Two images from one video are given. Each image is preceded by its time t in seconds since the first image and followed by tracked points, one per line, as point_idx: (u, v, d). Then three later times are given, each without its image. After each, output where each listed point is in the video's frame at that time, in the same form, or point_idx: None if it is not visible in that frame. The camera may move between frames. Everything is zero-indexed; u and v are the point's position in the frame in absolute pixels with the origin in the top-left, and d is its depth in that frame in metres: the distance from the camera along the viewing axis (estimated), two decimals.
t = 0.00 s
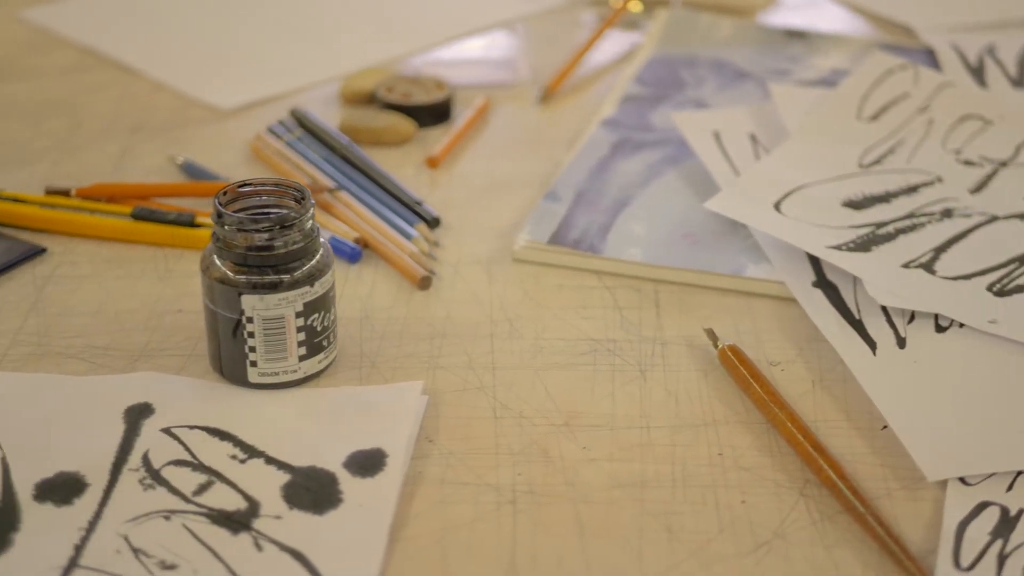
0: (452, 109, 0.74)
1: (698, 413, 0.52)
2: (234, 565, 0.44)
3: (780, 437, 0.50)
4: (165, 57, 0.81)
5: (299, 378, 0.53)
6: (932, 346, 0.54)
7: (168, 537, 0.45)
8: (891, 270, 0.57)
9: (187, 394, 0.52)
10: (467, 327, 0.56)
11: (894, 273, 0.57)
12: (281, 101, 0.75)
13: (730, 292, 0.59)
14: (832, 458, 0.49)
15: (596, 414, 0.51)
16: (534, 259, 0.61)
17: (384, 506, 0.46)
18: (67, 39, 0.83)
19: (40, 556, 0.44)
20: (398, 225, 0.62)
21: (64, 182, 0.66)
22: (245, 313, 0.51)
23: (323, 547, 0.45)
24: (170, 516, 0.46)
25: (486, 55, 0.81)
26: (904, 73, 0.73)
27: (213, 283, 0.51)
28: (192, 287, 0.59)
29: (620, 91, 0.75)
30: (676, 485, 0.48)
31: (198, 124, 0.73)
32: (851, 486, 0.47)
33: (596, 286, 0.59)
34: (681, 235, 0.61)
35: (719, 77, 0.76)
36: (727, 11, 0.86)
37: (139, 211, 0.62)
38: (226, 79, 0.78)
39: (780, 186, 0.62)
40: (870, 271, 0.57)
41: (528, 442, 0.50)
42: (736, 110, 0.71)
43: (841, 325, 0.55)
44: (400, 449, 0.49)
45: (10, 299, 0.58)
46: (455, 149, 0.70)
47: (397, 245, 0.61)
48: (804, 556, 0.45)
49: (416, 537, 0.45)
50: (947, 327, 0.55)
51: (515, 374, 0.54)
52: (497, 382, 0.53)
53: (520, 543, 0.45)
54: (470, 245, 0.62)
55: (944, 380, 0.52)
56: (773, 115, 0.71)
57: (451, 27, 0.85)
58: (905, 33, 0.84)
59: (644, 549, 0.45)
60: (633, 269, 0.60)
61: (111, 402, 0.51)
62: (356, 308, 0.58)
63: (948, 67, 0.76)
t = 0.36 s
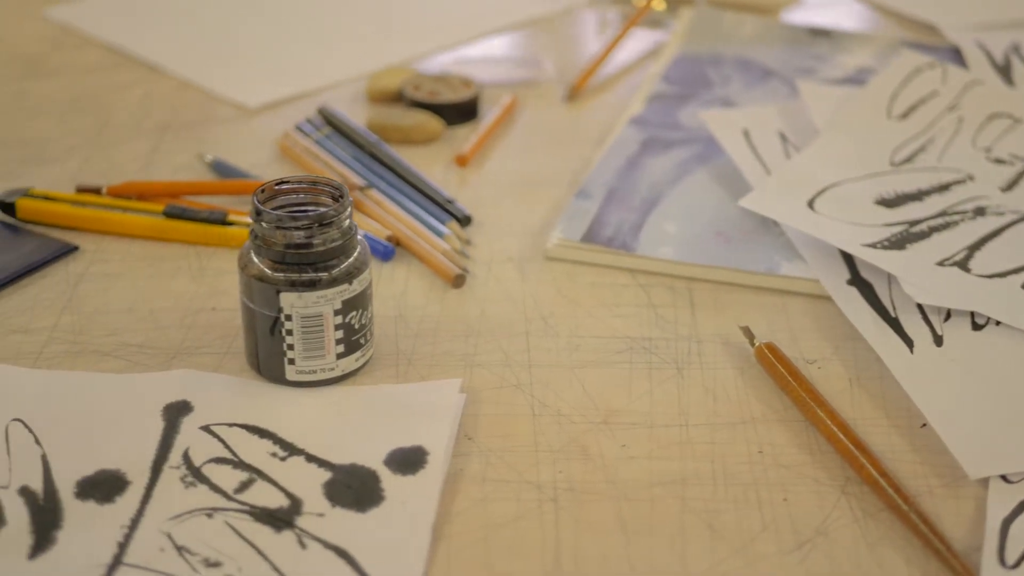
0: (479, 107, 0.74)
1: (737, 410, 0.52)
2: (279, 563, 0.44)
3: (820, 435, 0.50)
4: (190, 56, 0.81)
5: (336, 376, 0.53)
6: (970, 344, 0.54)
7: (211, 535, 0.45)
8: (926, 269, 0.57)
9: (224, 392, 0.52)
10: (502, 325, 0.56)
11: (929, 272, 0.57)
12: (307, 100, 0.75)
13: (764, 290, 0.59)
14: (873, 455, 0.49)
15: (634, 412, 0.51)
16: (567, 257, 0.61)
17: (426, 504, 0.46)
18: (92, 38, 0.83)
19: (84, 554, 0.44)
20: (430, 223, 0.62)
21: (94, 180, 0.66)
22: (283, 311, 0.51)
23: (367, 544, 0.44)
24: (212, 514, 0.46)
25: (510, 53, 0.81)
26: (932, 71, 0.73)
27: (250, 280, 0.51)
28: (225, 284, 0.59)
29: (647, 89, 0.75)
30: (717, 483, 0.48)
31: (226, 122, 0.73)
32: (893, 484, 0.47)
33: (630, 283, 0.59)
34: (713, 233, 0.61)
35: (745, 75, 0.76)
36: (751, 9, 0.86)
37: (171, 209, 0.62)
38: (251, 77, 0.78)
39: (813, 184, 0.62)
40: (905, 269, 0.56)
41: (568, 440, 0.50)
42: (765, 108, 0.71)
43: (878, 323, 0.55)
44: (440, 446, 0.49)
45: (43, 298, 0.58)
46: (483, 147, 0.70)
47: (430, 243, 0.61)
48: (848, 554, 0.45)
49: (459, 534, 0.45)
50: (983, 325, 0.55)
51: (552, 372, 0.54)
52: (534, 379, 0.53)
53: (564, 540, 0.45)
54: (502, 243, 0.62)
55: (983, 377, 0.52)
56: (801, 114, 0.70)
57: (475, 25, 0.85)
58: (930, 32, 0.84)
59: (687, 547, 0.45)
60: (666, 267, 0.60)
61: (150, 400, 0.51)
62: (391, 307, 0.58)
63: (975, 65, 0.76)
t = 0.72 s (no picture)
0: (511, 105, 0.74)
1: (782, 408, 0.52)
2: (331, 561, 0.44)
3: (866, 433, 0.50)
4: (220, 54, 0.81)
5: (380, 373, 0.53)
6: (1014, 340, 0.53)
7: (261, 532, 0.45)
8: (966, 266, 0.56)
9: (268, 389, 0.52)
10: (543, 322, 0.56)
11: (970, 269, 0.56)
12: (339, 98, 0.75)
13: (804, 288, 0.59)
14: (921, 452, 0.49)
15: (679, 409, 0.51)
16: (606, 254, 0.61)
17: (475, 501, 0.46)
18: (121, 36, 0.83)
19: (136, 551, 0.44)
20: (467, 221, 0.62)
21: (130, 178, 0.67)
22: (328, 308, 0.51)
23: (418, 542, 0.44)
24: (262, 511, 0.46)
25: (539, 51, 0.81)
26: (966, 69, 0.73)
27: (294, 277, 0.51)
28: (264, 282, 0.59)
29: (678, 87, 0.75)
30: (765, 480, 0.48)
31: (258, 120, 0.73)
32: (944, 481, 0.47)
33: (669, 281, 0.59)
34: (751, 231, 0.61)
35: (777, 73, 0.76)
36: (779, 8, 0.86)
37: (208, 207, 0.62)
38: (282, 75, 0.78)
39: (851, 182, 0.62)
40: (946, 266, 0.56)
41: (615, 437, 0.50)
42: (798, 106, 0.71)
43: (920, 320, 0.55)
44: (487, 443, 0.49)
45: (83, 296, 0.58)
46: (517, 145, 0.70)
47: (468, 240, 0.61)
48: (900, 551, 0.44)
49: (509, 532, 0.45)
50: None
51: (595, 369, 0.53)
52: (578, 377, 0.53)
53: (615, 538, 0.45)
54: (540, 241, 0.62)
55: None
56: (834, 112, 0.70)
57: (503, 24, 0.85)
58: (959, 31, 0.84)
59: (738, 544, 0.45)
60: (705, 264, 0.60)
61: (195, 397, 0.51)
62: (431, 304, 0.58)
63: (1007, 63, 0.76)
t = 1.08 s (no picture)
0: (542, 104, 0.74)
1: (827, 405, 0.51)
2: (382, 558, 0.44)
3: (912, 431, 0.50)
4: (249, 53, 0.81)
5: (424, 371, 0.53)
6: None
7: (311, 530, 0.45)
8: (1008, 264, 0.56)
9: (312, 387, 0.52)
10: (584, 320, 0.56)
11: (1011, 266, 0.56)
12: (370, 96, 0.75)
13: (843, 286, 0.59)
14: (969, 450, 0.48)
15: (724, 407, 0.51)
16: (643, 252, 0.61)
17: (524, 499, 0.46)
18: (150, 35, 0.83)
19: (187, 548, 0.44)
20: (504, 219, 0.62)
21: (164, 176, 0.67)
22: (373, 305, 0.51)
23: (468, 539, 0.44)
24: (311, 508, 0.46)
25: (568, 49, 0.81)
26: (999, 67, 0.73)
27: (339, 274, 0.51)
28: (303, 280, 0.59)
29: (709, 85, 0.75)
30: (813, 477, 0.48)
31: (290, 119, 0.73)
32: (993, 479, 0.46)
33: (708, 279, 0.59)
34: (789, 229, 0.61)
35: (807, 71, 0.76)
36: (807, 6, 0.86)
37: (245, 205, 0.62)
38: (312, 74, 0.78)
39: (889, 180, 0.62)
40: (987, 264, 0.56)
41: (661, 435, 0.50)
42: (831, 105, 0.71)
43: (962, 318, 0.55)
44: (534, 441, 0.49)
45: (123, 294, 0.58)
46: (550, 144, 0.70)
47: (506, 238, 0.61)
48: (951, 549, 0.44)
49: (559, 529, 0.45)
50: None
51: (639, 367, 0.53)
52: (621, 375, 0.53)
53: (665, 535, 0.45)
54: (577, 239, 0.62)
55: None
56: (868, 110, 0.70)
57: (530, 22, 0.86)
58: (988, 29, 0.84)
59: (789, 541, 0.45)
60: (744, 262, 0.60)
61: (240, 394, 0.51)
62: (471, 302, 0.58)
63: None
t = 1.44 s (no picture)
0: (574, 102, 0.74)
1: (872, 403, 0.51)
2: (435, 555, 0.43)
3: (958, 428, 0.50)
4: (279, 53, 0.81)
5: (467, 369, 0.53)
6: None
7: (362, 527, 0.45)
8: None
9: (357, 384, 0.52)
10: (625, 318, 0.56)
11: None
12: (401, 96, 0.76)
13: (882, 284, 0.59)
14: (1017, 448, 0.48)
15: (769, 404, 0.51)
16: (682, 251, 0.61)
17: (574, 495, 0.46)
18: (180, 36, 0.84)
19: (239, 545, 0.44)
20: (541, 217, 0.62)
21: (199, 174, 0.67)
22: (418, 303, 0.50)
23: (520, 536, 0.44)
24: (361, 506, 0.46)
25: (597, 48, 0.82)
26: None
27: (383, 272, 0.51)
28: (342, 278, 0.60)
29: (740, 84, 0.75)
30: (862, 475, 0.48)
31: (322, 118, 0.73)
32: None
33: (747, 277, 0.59)
34: (827, 227, 0.61)
35: (837, 69, 0.76)
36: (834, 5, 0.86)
37: (282, 203, 0.62)
38: (342, 74, 0.78)
39: (927, 178, 0.62)
40: None
41: (708, 433, 0.50)
42: (864, 103, 0.71)
43: (1004, 315, 0.55)
44: (582, 439, 0.49)
45: (162, 292, 0.58)
46: (583, 142, 0.70)
47: (544, 236, 0.61)
48: (1004, 546, 0.44)
49: (610, 527, 0.45)
50: None
51: (682, 365, 0.53)
52: (665, 372, 0.53)
53: (716, 531, 0.45)
54: (614, 237, 0.62)
55: None
56: (901, 107, 0.70)
57: (557, 21, 0.86)
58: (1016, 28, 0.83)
59: (840, 538, 0.45)
60: (783, 260, 0.60)
61: (285, 392, 0.51)
62: (511, 300, 0.58)
63: None
